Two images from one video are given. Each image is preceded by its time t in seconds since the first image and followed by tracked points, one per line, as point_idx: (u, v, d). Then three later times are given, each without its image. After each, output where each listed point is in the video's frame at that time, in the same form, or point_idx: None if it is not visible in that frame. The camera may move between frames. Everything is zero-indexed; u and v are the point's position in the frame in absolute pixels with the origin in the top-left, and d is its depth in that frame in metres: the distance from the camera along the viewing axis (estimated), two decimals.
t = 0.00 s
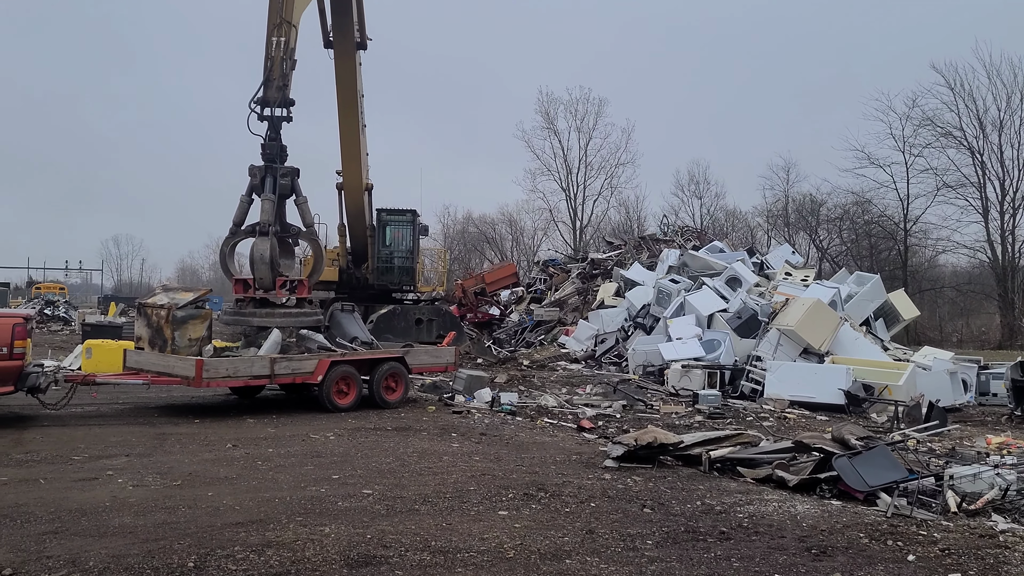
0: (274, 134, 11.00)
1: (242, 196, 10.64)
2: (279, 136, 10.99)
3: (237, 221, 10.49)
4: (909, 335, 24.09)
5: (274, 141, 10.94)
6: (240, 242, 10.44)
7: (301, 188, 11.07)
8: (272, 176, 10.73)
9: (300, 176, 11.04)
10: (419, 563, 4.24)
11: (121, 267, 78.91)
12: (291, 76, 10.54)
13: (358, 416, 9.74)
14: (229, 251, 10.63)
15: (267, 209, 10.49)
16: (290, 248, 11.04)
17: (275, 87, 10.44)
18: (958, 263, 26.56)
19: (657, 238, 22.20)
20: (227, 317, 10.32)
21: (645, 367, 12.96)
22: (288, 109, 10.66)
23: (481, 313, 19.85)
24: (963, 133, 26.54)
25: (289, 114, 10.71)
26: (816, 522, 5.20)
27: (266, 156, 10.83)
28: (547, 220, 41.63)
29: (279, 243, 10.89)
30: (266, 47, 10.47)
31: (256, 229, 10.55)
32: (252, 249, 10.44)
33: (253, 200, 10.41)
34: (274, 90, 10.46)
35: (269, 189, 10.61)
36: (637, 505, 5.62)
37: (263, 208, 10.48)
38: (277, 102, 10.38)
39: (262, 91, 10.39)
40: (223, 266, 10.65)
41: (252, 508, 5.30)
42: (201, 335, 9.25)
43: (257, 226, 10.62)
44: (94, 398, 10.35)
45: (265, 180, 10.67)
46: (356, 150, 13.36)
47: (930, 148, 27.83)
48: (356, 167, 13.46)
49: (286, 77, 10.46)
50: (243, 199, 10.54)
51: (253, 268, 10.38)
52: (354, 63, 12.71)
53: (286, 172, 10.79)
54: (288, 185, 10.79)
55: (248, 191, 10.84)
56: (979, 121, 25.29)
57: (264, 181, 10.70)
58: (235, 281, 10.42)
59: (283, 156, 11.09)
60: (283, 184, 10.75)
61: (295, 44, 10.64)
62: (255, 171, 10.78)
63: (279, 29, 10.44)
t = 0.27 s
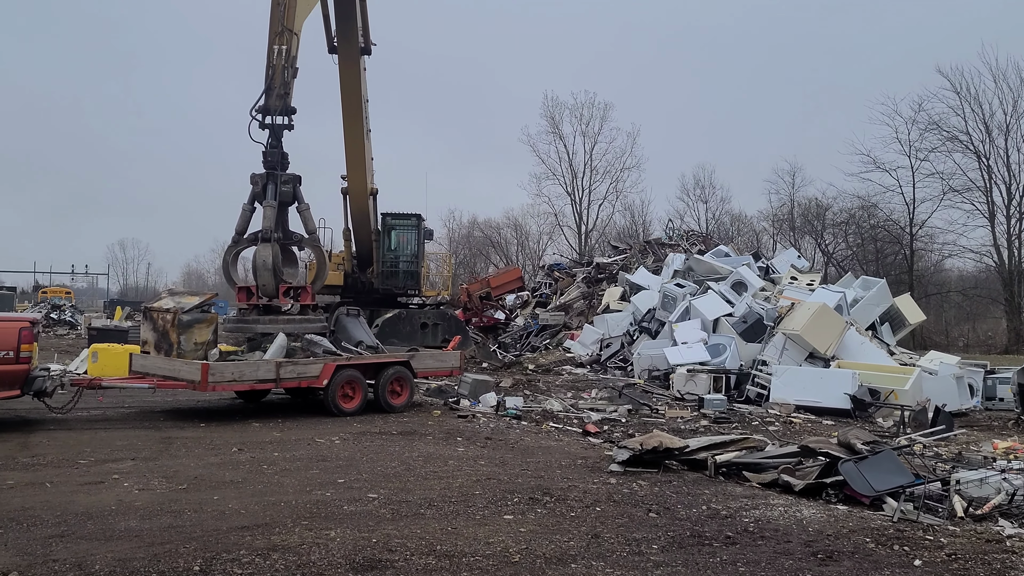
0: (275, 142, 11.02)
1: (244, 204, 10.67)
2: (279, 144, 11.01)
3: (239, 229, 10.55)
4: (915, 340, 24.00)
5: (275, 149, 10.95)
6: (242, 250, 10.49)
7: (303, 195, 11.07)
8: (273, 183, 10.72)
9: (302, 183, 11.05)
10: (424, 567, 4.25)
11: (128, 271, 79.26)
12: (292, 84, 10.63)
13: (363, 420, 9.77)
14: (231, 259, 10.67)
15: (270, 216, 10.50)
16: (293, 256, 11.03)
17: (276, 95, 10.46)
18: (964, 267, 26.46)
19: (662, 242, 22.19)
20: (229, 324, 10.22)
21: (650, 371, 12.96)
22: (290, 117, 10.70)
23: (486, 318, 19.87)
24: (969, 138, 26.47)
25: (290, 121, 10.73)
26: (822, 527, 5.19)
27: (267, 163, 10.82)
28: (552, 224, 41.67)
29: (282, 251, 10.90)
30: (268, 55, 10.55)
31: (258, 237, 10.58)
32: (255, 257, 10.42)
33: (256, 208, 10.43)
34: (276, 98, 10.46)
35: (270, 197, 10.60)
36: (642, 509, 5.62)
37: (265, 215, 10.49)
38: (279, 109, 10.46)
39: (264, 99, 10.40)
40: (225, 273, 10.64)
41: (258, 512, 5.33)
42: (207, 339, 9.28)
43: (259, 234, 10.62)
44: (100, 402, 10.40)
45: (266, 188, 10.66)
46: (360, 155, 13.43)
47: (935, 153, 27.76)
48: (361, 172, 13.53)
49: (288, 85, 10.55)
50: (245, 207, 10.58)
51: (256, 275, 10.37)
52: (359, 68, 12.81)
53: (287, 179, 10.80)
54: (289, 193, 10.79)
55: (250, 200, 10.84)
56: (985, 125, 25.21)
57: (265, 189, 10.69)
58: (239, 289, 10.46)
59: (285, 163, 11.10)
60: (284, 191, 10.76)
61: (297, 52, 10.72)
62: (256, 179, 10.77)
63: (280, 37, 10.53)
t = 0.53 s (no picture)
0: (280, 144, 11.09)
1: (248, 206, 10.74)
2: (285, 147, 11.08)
3: (243, 230, 10.58)
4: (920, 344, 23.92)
5: (280, 151, 11.01)
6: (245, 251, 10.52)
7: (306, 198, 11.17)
8: (278, 185, 10.78)
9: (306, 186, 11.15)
10: (428, 571, 4.27)
11: (132, 275, 79.68)
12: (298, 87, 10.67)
13: (367, 424, 9.79)
14: (234, 261, 10.70)
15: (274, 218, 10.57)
16: (295, 259, 11.08)
17: (282, 98, 10.51)
18: (969, 271, 26.38)
19: (666, 246, 22.19)
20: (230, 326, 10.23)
21: (655, 375, 12.95)
22: (295, 120, 10.75)
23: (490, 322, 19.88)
24: (974, 141, 26.42)
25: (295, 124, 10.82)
26: (827, 531, 5.19)
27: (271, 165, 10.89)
28: (557, 228, 41.69)
29: (284, 253, 10.95)
30: (273, 58, 10.61)
31: (261, 238, 10.61)
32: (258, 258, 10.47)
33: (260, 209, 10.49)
34: (281, 102, 10.53)
35: (274, 198, 10.65)
36: (647, 513, 5.63)
37: (268, 217, 10.54)
38: (285, 113, 10.51)
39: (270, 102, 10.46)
40: (227, 275, 10.65)
41: (262, 515, 5.35)
42: (211, 343, 9.30)
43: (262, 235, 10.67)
44: (105, 405, 10.45)
45: (271, 189, 10.72)
46: (365, 159, 13.47)
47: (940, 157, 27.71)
48: (366, 175, 13.57)
49: (293, 89, 10.59)
50: (249, 209, 10.63)
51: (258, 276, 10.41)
52: (364, 71, 12.89)
53: (292, 181, 10.85)
54: (294, 195, 10.88)
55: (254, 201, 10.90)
56: (990, 129, 25.16)
57: (269, 190, 10.74)
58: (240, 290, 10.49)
59: (289, 165, 11.17)
60: (289, 194, 10.84)
61: (302, 56, 10.77)
62: (261, 181, 10.82)
63: (286, 41, 10.58)
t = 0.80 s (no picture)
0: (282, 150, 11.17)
1: (251, 212, 10.79)
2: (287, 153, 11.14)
3: (245, 237, 10.66)
4: (924, 348, 23.84)
5: (282, 158, 11.08)
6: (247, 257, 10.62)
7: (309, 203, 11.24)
8: (280, 192, 10.86)
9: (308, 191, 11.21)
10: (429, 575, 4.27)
11: (136, 279, 79.93)
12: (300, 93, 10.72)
13: (370, 427, 9.80)
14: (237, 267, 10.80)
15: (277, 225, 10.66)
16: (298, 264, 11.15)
17: (284, 104, 10.63)
18: (973, 275, 26.30)
19: (669, 250, 22.17)
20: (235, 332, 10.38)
21: (657, 379, 12.92)
22: (297, 126, 10.85)
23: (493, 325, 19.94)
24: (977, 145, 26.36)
25: (298, 130, 10.88)
26: (830, 536, 5.18)
27: (274, 172, 10.95)
28: (560, 231, 41.70)
29: (287, 259, 11.02)
30: (276, 64, 10.65)
31: (264, 244, 10.70)
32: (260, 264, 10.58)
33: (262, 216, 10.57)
34: (284, 108, 10.59)
35: (276, 205, 10.72)
36: (650, 517, 5.62)
37: (271, 223, 10.62)
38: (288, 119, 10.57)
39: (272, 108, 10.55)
40: (231, 281, 10.76)
41: (265, 519, 5.36)
42: (214, 347, 9.33)
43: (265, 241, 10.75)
44: (108, 409, 10.47)
45: (273, 196, 10.80)
46: (368, 164, 13.52)
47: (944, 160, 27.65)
48: (369, 181, 13.62)
49: (296, 94, 10.63)
50: (252, 215, 10.69)
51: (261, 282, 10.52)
52: (366, 76, 12.91)
53: (293, 188, 10.92)
54: (296, 201, 10.94)
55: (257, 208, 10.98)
56: (994, 133, 25.09)
57: (272, 197, 10.84)
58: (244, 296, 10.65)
59: (291, 171, 11.22)
60: (291, 200, 10.90)
61: (304, 62, 10.80)
62: (263, 187, 10.90)
63: (289, 47, 10.63)
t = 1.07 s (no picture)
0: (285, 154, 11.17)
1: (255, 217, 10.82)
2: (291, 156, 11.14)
3: (249, 242, 10.69)
4: (928, 351, 23.80)
5: (286, 162, 11.08)
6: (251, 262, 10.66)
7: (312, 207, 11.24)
8: (284, 196, 10.88)
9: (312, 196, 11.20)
10: None
11: (140, 282, 80.11)
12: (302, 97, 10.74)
13: (373, 430, 9.82)
14: (242, 271, 10.82)
15: (281, 230, 10.70)
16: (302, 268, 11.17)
17: (287, 108, 10.58)
18: (976, 278, 26.24)
19: (673, 253, 22.15)
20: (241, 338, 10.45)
21: (661, 382, 12.92)
22: (300, 129, 10.83)
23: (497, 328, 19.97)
24: (981, 148, 26.30)
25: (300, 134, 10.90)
26: (834, 539, 5.17)
27: (278, 176, 10.97)
28: (563, 234, 41.70)
29: (291, 264, 11.04)
30: (279, 68, 10.67)
31: (268, 249, 10.71)
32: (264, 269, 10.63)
33: (266, 220, 10.59)
34: (286, 111, 10.59)
35: (280, 210, 10.74)
36: (653, 520, 5.62)
37: (275, 228, 10.62)
38: (290, 122, 10.54)
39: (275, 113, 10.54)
40: (235, 285, 10.79)
41: (267, 522, 5.37)
42: (217, 349, 9.36)
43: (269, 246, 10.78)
44: (111, 411, 10.50)
45: (277, 201, 10.82)
46: (371, 167, 13.54)
47: (947, 163, 27.58)
48: (372, 183, 13.66)
49: (298, 98, 10.66)
50: (256, 220, 10.71)
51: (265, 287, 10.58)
52: (370, 79, 12.93)
53: (297, 192, 10.93)
54: (300, 206, 10.96)
55: (261, 212, 11.00)
56: (997, 135, 25.03)
57: (276, 202, 10.86)
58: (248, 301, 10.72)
59: (295, 175, 11.23)
60: (295, 205, 10.92)
61: (307, 65, 10.82)
62: (267, 192, 10.91)
63: (292, 50, 10.65)
